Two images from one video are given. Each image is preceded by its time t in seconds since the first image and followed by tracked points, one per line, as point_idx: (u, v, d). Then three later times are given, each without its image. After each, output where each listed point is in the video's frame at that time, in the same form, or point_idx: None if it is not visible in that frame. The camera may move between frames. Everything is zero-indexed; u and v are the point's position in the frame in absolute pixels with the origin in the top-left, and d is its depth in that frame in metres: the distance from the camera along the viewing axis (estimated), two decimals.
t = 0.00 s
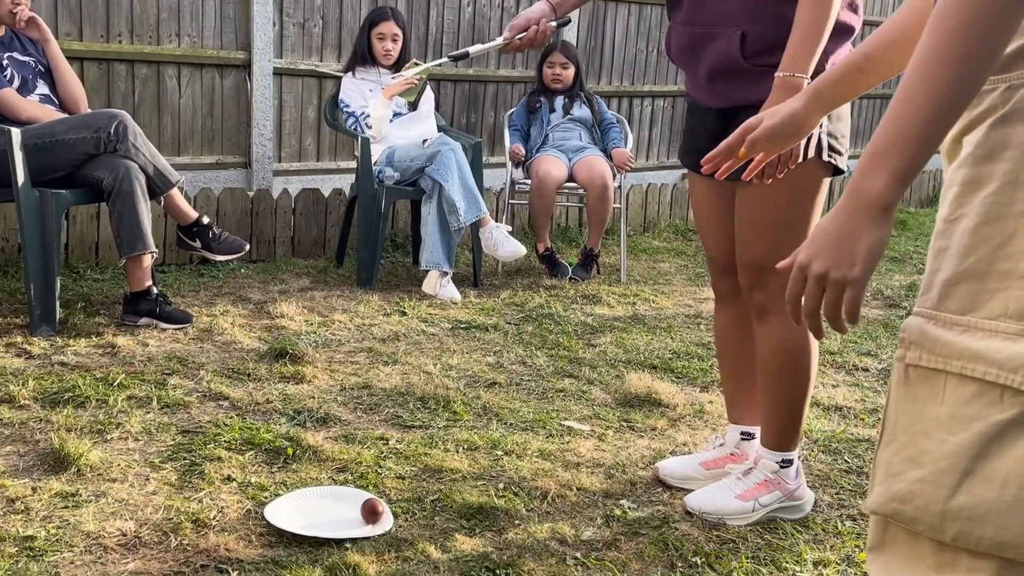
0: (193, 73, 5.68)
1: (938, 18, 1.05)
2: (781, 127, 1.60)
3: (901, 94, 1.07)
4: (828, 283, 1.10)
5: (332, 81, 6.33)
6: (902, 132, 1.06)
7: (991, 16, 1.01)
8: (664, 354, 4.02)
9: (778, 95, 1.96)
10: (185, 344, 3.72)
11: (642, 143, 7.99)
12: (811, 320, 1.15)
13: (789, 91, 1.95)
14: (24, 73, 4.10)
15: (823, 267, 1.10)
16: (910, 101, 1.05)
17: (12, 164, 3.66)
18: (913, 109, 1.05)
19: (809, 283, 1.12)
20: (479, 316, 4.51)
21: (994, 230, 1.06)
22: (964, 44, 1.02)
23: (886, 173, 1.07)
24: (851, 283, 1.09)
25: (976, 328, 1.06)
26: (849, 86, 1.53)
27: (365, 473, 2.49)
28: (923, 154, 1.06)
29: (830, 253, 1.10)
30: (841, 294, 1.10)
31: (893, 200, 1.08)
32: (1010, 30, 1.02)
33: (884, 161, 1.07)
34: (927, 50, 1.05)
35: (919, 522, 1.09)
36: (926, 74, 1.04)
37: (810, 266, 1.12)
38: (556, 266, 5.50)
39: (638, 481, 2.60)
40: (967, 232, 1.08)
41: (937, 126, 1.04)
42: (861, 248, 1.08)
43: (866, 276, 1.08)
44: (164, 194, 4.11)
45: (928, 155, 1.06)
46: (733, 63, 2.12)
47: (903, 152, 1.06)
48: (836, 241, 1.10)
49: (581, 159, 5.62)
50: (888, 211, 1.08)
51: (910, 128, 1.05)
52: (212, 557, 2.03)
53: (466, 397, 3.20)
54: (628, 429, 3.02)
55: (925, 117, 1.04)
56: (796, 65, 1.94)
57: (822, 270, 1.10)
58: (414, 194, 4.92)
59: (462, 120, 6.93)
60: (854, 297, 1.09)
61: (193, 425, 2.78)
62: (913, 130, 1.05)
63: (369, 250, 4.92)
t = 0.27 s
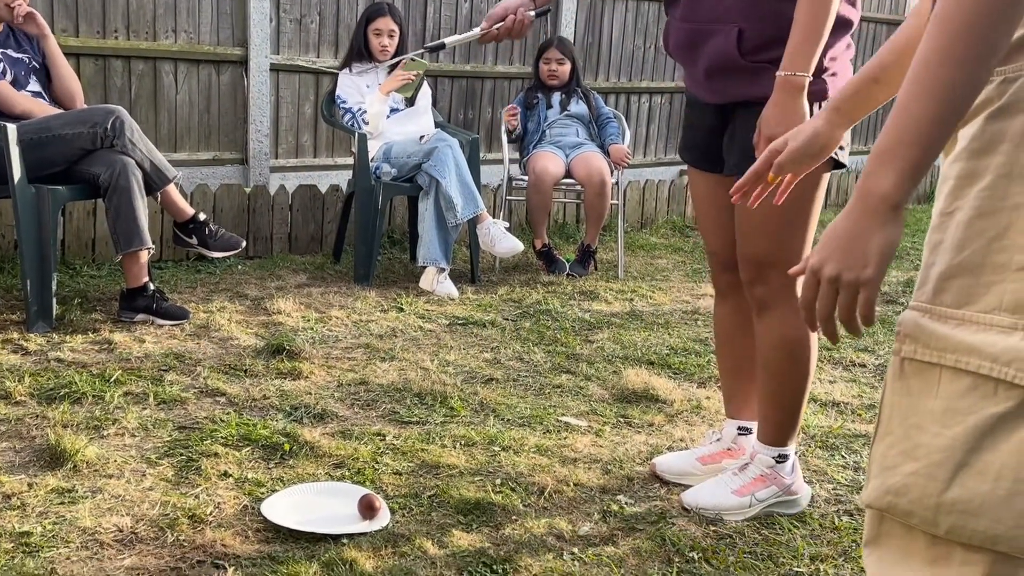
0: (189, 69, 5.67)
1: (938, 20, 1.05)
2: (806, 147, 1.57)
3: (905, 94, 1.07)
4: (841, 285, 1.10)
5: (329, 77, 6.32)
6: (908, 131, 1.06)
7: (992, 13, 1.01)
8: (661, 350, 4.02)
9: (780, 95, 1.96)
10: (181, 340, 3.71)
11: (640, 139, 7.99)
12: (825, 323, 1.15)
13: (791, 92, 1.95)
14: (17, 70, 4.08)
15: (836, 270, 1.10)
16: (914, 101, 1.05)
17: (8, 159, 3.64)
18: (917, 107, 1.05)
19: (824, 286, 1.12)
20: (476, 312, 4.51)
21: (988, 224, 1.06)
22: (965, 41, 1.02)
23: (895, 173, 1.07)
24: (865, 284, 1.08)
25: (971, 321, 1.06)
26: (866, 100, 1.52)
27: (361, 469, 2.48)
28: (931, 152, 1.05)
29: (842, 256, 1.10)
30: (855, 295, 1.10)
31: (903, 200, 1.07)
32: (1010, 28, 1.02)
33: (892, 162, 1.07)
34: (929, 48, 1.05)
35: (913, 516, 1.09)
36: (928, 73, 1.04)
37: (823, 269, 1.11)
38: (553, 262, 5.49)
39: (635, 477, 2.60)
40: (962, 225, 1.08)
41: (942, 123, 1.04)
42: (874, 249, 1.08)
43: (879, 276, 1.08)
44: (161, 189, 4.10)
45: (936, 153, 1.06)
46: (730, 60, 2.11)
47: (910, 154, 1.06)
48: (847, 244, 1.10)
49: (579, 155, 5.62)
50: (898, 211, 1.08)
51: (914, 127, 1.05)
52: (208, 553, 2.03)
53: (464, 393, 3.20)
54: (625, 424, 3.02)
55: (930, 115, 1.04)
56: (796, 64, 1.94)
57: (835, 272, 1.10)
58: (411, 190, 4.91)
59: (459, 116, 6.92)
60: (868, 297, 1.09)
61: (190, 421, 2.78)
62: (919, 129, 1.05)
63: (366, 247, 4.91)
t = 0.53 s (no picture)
0: (187, 67, 5.67)
1: (936, 17, 1.04)
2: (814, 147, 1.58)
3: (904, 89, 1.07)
4: (842, 281, 1.12)
5: (327, 75, 6.32)
6: (907, 127, 1.06)
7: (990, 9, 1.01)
8: (659, 347, 4.02)
9: (776, 94, 1.96)
10: (179, 338, 3.71)
11: (638, 137, 7.99)
12: (828, 319, 1.16)
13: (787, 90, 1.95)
14: (16, 68, 4.08)
15: (837, 265, 1.12)
16: (913, 95, 1.05)
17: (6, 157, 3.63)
18: (916, 102, 1.05)
19: (825, 281, 1.13)
20: (474, 310, 4.50)
21: (988, 219, 1.06)
22: (963, 37, 1.02)
23: (895, 168, 1.07)
24: (866, 279, 1.10)
25: (971, 315, 1.06)
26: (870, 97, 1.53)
27: (360, 466, 2.48)
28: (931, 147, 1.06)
29: (844, 251, 1.11)
30: (855, 290, 1.11)
31: (903, 195, 1.08)
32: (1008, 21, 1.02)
33: (891, 157, 1.07)
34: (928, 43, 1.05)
35: (912, 511, 1.10)
36: (927, 68, 1.04)
37: (825, 265, 1.13)
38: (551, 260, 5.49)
39: (633, 474, 2.60)
40: (962, 220, 1.08)
41: (941, 119, 1.04)
42: (874, 245, 1.09)
43: (878, 272, 1.09)
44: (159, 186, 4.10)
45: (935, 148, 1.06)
46: (727, 58, 2.12)
47: (909, 152, 1.06)
48: (847, 240, 1.11)
49: (577, 153, 5.61)
50: (898, 205, 1.09)
51: (914, 123, 1.05)
52: (207, 550, 2.03)
53: (462, 391, 3.20)
54: (624, 422, 3.02)
55: (930, 110, 1.04)
56: (793, 62, 1.93)
57: (836, 268, 1.12)
58: (409, 188, 4.91)
59: (457, 114, 6.92)
60: (868, 293, 1.10)
61: (188, 419, 2.78)
62: (918, 125, 1.05)
63: (364, 244, 4.91)
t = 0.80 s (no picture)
0: (185, 68, 5.66)
1: (952, 18, 1.04)
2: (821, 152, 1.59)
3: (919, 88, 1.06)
4: (847, 276, 1.12)
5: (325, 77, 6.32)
6: (918, 127, 1.05)
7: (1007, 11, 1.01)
8: (658, 348, 4.02)
9: (773, 94, 1.96)
10: (177, 339, 3.71)
11: (636, 138, 7.99)
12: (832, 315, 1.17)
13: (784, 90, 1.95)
14: (15, 67, 4.08)
15: (842, 260, 1.12)
16: (927, 96, 1.05)
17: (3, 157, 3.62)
18: (929, 102, 1.05)
19: (831, 276, 1.13)
20: (472, 311, 4.50)
21: (988, 220, 1.06)
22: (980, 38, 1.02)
23: (905, 166, 1.07)
24: (870, 276, 1.10)
25: (970, 316, 1.06)
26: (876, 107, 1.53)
27: (358, 468, 2.48)
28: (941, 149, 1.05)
29: (850, 246, 1.11)
30: (861, 287, 1.11)
31: (913, 195, 1.08)
32: None
33: (902, 156, 1.07)
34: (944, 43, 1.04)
35: (910, 513, 1.10)
36: (941, 68, 1.04)
37: (831, 259, 1.13)
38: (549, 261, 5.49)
39: (631, 475, 2.60)
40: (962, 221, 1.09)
41: (953, 120, 1.04)
42: (880, 242, 1.09)
43: (884, 270, 1.10)
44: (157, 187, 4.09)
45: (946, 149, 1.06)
46: (726, 59, 2.12)
47: (919, 148, 1.06)
48: (855, 237, 1.11)
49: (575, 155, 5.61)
50: (907, 205, 1.08)
51: (925, 123, 1.05)
52: (204, 552, 2.03)
53: (460, 392, 3.19)
54: (622, 423, 3.02)
55: (942, 111, 1.04)
56: (791, 63, 1.94)
57: (842, 263, 1.12)
58: (407, 189, 4.91)
59: (455, 115, 6.92)
60: (873, 290, 1.11)
61: (186, 420, 2.77)
62: (930, 125, 1.05)
63: (362, 246, 4.91)
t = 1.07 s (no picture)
0: (185, 73, 5.67)
1: (956, 27, 1.03)
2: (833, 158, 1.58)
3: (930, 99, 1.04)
4: (876, 300, 1.06)
5: (325, 81, 6.32)
6: (936, 137, 1.02)
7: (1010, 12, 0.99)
8: (658, 353, 4.02)
9: (779, 100, 1.97)
10: (177, 344, 3.71)
11: (636, 142, 8.00)
12: (862, 346, 1.10)
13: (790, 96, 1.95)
14: (15, 72, 4.08)
15: (870, 283, 1.05)
16: (939, 105, 1.02)
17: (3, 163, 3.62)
18: (943, 111, 1.02)
19: (860, 302, 1.07)
20: (472, 315, 4.50)
21: (989, 225, 1.06)
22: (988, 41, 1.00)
23: (926, 180, 1.03)
24: (901, 297, 1.04)
25: (971, 322, 1.06)
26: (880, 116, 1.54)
27: (358, 473, 2.48)
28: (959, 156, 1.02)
29: (877, 269, 1.05)
30: (892, 309, 1.04)
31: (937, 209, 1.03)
32: None
33: (922, 169, 1.03)
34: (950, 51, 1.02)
35: (912, 518, 1.09)
36: (950, 76, 1.02)
37: (857, 285, 1.07)
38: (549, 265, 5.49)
39: (632, 480, 2.60)
40: (963, 226, 1.09)
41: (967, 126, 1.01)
42: (908, 260, 1.03)
43: (914, 290, 1.03)
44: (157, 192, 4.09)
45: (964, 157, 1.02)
46: (728, 64, 2.12)
47: (940, 157, 1.02)
48: (881, 258, 1.05)
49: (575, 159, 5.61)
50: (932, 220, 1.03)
51: (944, 132, 1.02)
52: (204, 557, 2.02)
53: (460, 396, 3.19)
54: (622, 427, 3.02)
55: (958, 119, 1.01)
56: (795, 68, 1.94)
57: (869, 288, 1.06)
58: (407, 194, 4.92)
59: (455, 120, 6.92)
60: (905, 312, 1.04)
61: (186, 425, 2.77)
62: (948, 133, 1.01)
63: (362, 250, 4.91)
